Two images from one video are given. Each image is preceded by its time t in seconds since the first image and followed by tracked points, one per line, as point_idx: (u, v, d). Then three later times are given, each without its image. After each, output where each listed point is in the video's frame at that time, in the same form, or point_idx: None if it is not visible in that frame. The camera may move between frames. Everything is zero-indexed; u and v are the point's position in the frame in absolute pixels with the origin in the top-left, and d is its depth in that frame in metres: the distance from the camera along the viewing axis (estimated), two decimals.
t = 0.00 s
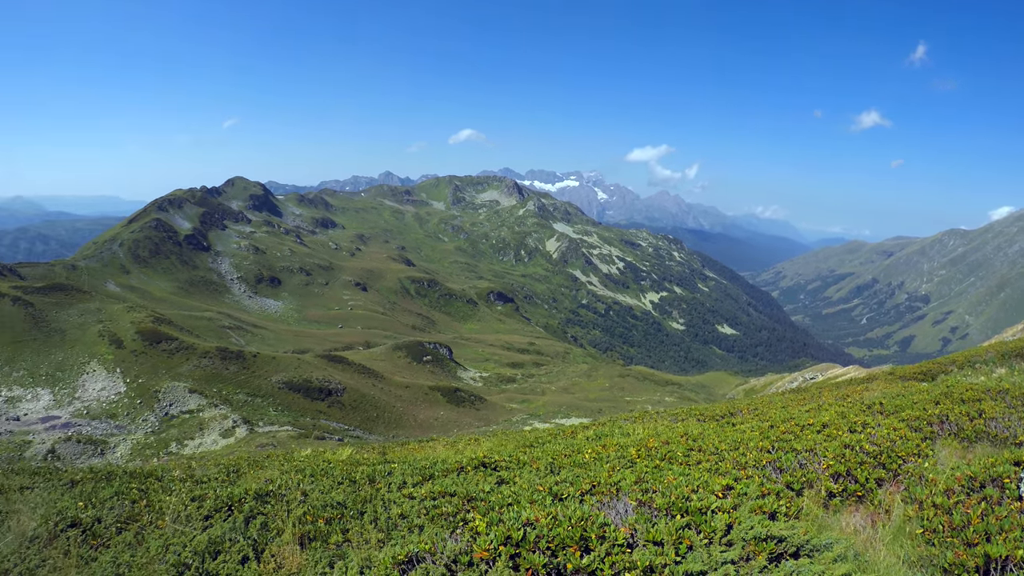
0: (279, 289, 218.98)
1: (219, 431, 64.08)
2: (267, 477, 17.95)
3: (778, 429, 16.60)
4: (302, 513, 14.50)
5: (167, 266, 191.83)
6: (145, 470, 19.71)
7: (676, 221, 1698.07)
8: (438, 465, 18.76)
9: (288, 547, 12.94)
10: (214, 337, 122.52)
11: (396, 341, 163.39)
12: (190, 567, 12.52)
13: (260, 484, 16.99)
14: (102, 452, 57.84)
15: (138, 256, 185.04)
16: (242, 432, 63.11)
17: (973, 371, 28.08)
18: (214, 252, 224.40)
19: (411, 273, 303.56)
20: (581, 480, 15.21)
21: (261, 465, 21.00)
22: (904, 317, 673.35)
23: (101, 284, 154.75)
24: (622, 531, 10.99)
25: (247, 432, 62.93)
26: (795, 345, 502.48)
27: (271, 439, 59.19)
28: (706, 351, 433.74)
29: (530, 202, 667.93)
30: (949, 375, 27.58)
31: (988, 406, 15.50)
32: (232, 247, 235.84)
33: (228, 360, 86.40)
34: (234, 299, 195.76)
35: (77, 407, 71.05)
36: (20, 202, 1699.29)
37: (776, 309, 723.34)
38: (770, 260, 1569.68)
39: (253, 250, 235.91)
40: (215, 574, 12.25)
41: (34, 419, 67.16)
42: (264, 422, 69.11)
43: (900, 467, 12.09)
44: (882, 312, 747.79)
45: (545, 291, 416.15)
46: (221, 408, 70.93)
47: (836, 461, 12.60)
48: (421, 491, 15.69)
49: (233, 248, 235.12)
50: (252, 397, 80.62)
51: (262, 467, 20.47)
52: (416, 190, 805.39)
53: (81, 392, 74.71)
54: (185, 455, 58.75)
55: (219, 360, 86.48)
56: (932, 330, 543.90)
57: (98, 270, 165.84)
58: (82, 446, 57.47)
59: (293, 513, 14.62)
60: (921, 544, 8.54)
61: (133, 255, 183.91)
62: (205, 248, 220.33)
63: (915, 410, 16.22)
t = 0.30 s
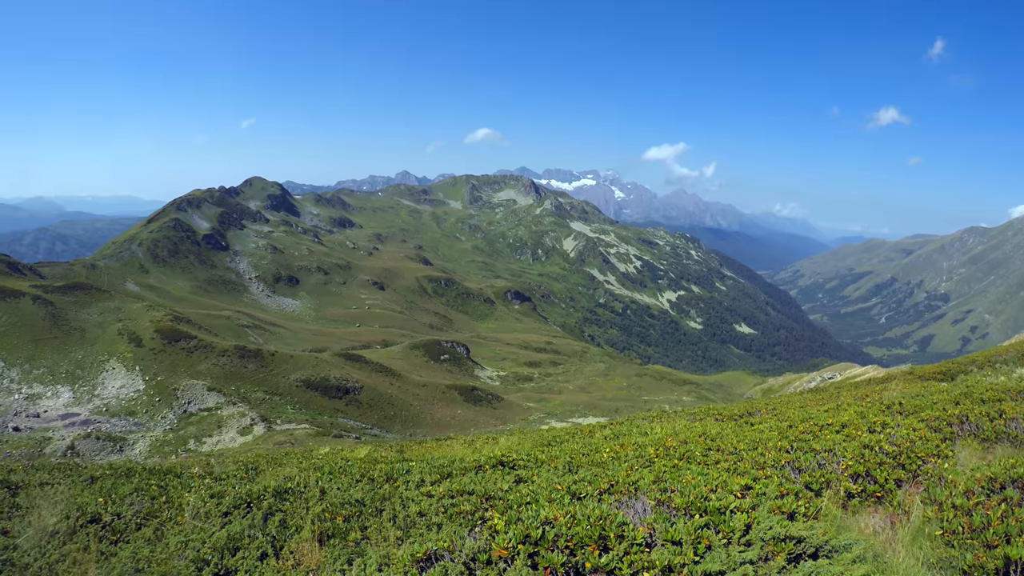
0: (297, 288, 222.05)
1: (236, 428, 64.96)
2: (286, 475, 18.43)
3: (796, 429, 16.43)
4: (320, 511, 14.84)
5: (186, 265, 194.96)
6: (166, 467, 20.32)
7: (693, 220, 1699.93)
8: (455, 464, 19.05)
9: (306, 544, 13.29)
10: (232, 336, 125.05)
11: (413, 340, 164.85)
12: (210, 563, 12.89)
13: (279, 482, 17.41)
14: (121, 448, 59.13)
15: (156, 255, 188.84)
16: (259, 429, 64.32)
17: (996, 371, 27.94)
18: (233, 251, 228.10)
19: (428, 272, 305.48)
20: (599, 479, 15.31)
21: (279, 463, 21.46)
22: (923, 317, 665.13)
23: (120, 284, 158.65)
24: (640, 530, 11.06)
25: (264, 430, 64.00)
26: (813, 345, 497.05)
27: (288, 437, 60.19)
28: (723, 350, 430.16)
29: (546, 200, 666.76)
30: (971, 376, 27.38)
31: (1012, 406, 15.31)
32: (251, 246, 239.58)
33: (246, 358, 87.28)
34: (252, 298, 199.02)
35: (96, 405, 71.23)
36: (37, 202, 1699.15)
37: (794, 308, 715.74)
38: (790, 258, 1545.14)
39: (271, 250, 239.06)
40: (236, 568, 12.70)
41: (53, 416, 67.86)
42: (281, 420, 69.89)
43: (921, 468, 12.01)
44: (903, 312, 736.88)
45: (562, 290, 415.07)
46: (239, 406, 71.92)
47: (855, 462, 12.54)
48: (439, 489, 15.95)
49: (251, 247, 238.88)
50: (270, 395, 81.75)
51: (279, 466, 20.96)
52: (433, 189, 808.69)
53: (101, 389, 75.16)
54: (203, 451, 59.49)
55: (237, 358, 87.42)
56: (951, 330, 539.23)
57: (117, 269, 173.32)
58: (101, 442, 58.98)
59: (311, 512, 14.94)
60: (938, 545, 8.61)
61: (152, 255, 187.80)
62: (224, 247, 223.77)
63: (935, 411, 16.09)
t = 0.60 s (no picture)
0: (315, 287, 225.29)
1: (253, 426, 66.59)
2: (304, 473, 18.86)
3: (814, 430, 16.28)
4: (339, 508, 15.25)
5: (204, 264, 198.43)
6: (185, 464, 20.91)
7: (710, 220, 1699.65)
8: (472, 463, 19.21)
9: (324, 541, 13.67)
10: (249, 334, 127.66)
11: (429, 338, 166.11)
12: (229, 560, 13.32)
13: (297, 480, 17.82)
14: (140, 446, 58.58)
15: (175, 255, 191.75)
16: (277, 427, 65.67)
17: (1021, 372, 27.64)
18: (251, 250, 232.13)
19: (445, 272, 307.42)
20: (617, 478, 15.30)
21: (296, 461, 21.96)
22: (942, 317, 656.01)
23: (139, 283, 161.21)
24: (658, 530, 11.12)
25: (282, 428, 65.37)
26: (830, 345, 490.99)
27: (305, 435, 61.32)
28: (740, 350, 425.82)
29: (563, 199, 664.32)
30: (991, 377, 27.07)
31: None
32: (269, 246, 243.53)
33: (264, 356, 88.94)
34: (270, 297, 202.63)
35: (115, 401, 73.01)
36: (56, 203, 1698.63)
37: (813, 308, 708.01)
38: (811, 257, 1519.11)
39: (289, 249, 242.90)
40: (257, 564, 13.14)
41: (72, 412, 69.74)
42: (299, 418, 71.19)
43: (940, 469, 11.97)
44: (922, 313, 726.42)
45: (579, 290, 413.16)
46: (256, 403, 73.27)
47: (873, 463, 12.53)
48: (457, 487, 16.20)
49: (269, 247, 242.81)
50: (287, 393, 83.25)
51: (297, 463, 21.44)
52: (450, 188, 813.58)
53: (120, 386, 77.12)
54: (221, 448, 61.09)
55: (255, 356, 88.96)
56: (970, 331, 533.90)
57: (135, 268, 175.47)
58: (121, 439, 58.43)
59: (330, 509, 15.34)
60: (958, 548, 8.69)
61: (171, 254, 190.70)
62: (241, 246, 228.31)
63: (955, 411, 15.97)
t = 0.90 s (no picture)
0: (332, 286, 228.61)
1: (270, 423, 68.00)
2: (320, 470, 19.24)
3: (833, 431, 16.19)
4: (355, 506, 15.54)
5: (222, 262, 201.73)
6: (204, 460, 21.55)
7: (727, 219, 1700.02)
8: (489, 461, 19.38)
9: (342, 538, 14.01)
10: (267, 332, 130.22)
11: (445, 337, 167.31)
12: (246, 555, 13.78)
13: (314, 476, 18.24)
14: (156, 441, 61.05)
15: (193, 253, 194.90)
16: (293, 425, 66.91)
17: None
18: (269, 249, 236.30)
19: (461, 270, 308.74)
20: (635, 478, 15.33)
21: (314, 458, 22.42)
22: (963, 318, 645.13)
23: (157, 279, 163.49)
24: (675, 530, 11.16)
25: (298, 425, 66.57)
26: (848, 347, 483.85)
27: (321, 432, 62.41)
28: (757, 351, 420.37)
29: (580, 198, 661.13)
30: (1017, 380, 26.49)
31: None
32: (286, 244, 247.51)
33: (281, 354, 90.51)
34: (288, 295, 206.15)
35: (133, 398, 74.41)
36: (76, 202, 1698.39)
37: (831, 310, 698.26)
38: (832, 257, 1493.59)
39: (306, 247, 246.56)
40: (275, 560, 13.51)
41: (92, 409, 71.01)
42: (315, 415, 72.42)
43: (959, 473, 12.00)
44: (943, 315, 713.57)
45: (596, 289, 410.88)
46: (273, 400, 74.43)
47: (892, 466, 12.46)
48: (474, 486, 16.42)
49: (287, 245, 246.76)
50: (304, 390, 84.68)
51: (313, 460, 21.89)
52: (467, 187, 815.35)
53: (139, 383, 78.39)
54: (238, 445, 62.49)
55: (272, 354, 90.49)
56: (990, 333, 525.54)
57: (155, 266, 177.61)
58: (137, 434, 61.05)
59: (345, 507, 15.59)
60: (976, 551, 8.94)
61: (188, 253, 193.85)
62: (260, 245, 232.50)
63: (977, 415, 15.74)
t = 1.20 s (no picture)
0: (350, 284, 231.69)
1: (287, 419, 69.22)
2: (339, 467, 19.70)
3: (851, 434, 16.16)
4: (374, 503, 15.92)
5: (241, 259, 205.34)
6: (222, 455, 22.22)
7: (745, 219, 1699.73)
8: (506, 460, 19.61)
9: (360, 534, 14.29)
10: (285, 329, 132.55)
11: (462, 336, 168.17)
12: (264, 550, 14.15)
13: (333, 473, 18.67)
14: (173, 436, 63.07)
15: (213, 251, 198.36)
16: (310, 421, 68.13)
17: None
18: (287, 247, 240.24)
19: (478, 269, 309.80)
20: (652, 479, 15.33)
21: (331, 455, 22.87)
22: (984, 321, 633.53)
23: (177, 276, 167.11)
24: (694, 532, 11.22)
25: (314, 422, 67.76)
26: (867, 348, 475.27)
27: (338, 429, 63.42)
28: (776, 352, 413.07)
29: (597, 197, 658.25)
30: None
31: None
32: (305, 242, 251.42)
33: (299, 351, 92.09)
34: (306, 292, 209.42)
35: (152, 393, 75.74)
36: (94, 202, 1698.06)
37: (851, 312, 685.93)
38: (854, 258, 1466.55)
39: (324, 246, 250.25)
40: (293, 555, 13.92)
41: (111, 403, 72.67)
42: (332, 412, 73.64)
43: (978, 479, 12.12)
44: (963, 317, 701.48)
45: (614, 288, 407.82)
46: (290, 397, 75.89)
47: (911, 470, 12.60)
48: (491, 485, 16.63)
49: (306, 243, 250.68)
50: (322, 387, 86.27)
51: (330, 457, 22.33)
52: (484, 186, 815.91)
53: (158, 378, 80.12)
54: (255, 440, 63.78)
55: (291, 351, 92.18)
56: (1011, 336, 516.48)
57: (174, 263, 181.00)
58: (155, 430, 63.36)
59: (364, 503, 16.03)
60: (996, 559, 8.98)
61: (208, 250, 196.75)
62: (278, 243, 236.59)
63: (1002, 424, 15.61)
